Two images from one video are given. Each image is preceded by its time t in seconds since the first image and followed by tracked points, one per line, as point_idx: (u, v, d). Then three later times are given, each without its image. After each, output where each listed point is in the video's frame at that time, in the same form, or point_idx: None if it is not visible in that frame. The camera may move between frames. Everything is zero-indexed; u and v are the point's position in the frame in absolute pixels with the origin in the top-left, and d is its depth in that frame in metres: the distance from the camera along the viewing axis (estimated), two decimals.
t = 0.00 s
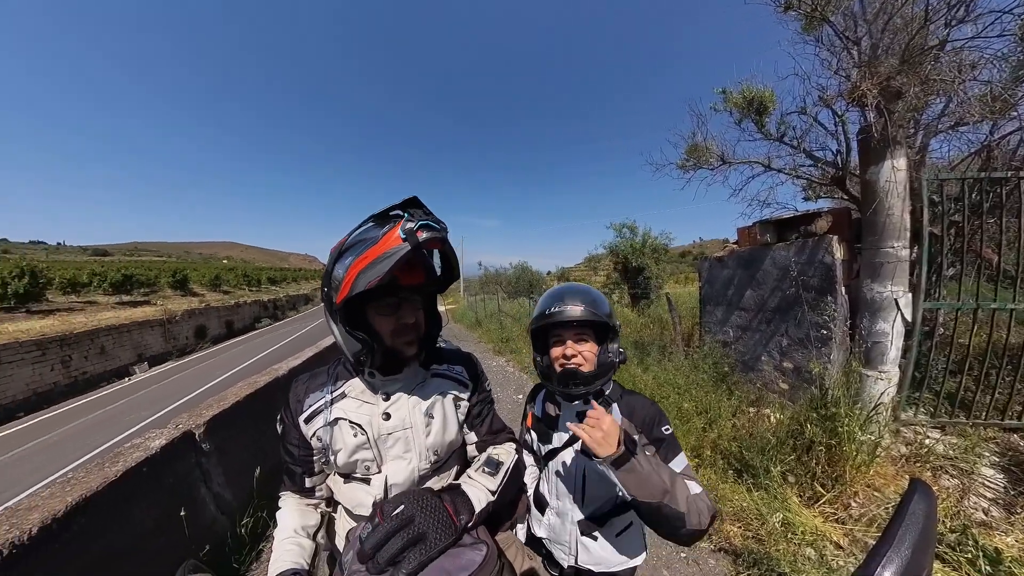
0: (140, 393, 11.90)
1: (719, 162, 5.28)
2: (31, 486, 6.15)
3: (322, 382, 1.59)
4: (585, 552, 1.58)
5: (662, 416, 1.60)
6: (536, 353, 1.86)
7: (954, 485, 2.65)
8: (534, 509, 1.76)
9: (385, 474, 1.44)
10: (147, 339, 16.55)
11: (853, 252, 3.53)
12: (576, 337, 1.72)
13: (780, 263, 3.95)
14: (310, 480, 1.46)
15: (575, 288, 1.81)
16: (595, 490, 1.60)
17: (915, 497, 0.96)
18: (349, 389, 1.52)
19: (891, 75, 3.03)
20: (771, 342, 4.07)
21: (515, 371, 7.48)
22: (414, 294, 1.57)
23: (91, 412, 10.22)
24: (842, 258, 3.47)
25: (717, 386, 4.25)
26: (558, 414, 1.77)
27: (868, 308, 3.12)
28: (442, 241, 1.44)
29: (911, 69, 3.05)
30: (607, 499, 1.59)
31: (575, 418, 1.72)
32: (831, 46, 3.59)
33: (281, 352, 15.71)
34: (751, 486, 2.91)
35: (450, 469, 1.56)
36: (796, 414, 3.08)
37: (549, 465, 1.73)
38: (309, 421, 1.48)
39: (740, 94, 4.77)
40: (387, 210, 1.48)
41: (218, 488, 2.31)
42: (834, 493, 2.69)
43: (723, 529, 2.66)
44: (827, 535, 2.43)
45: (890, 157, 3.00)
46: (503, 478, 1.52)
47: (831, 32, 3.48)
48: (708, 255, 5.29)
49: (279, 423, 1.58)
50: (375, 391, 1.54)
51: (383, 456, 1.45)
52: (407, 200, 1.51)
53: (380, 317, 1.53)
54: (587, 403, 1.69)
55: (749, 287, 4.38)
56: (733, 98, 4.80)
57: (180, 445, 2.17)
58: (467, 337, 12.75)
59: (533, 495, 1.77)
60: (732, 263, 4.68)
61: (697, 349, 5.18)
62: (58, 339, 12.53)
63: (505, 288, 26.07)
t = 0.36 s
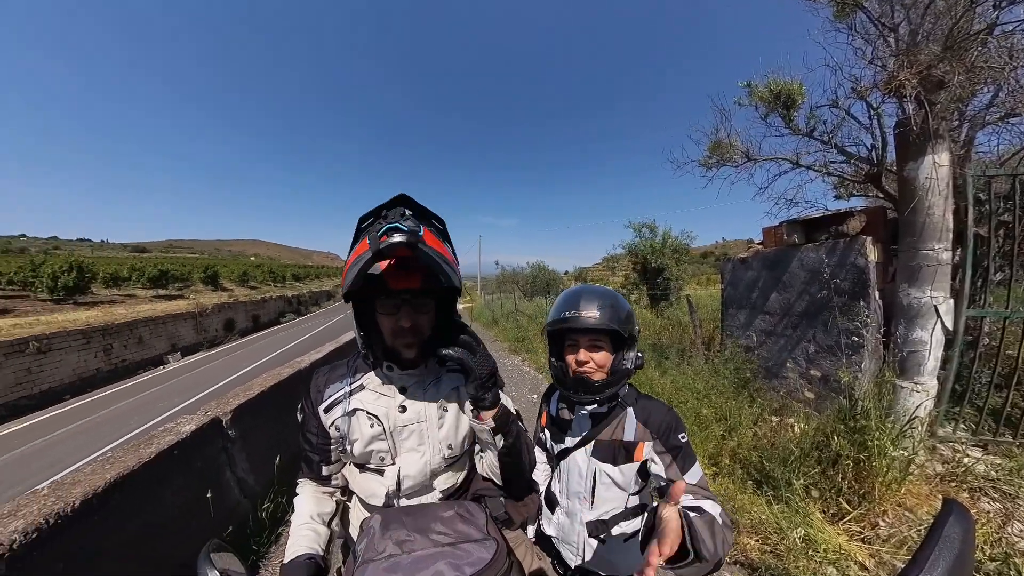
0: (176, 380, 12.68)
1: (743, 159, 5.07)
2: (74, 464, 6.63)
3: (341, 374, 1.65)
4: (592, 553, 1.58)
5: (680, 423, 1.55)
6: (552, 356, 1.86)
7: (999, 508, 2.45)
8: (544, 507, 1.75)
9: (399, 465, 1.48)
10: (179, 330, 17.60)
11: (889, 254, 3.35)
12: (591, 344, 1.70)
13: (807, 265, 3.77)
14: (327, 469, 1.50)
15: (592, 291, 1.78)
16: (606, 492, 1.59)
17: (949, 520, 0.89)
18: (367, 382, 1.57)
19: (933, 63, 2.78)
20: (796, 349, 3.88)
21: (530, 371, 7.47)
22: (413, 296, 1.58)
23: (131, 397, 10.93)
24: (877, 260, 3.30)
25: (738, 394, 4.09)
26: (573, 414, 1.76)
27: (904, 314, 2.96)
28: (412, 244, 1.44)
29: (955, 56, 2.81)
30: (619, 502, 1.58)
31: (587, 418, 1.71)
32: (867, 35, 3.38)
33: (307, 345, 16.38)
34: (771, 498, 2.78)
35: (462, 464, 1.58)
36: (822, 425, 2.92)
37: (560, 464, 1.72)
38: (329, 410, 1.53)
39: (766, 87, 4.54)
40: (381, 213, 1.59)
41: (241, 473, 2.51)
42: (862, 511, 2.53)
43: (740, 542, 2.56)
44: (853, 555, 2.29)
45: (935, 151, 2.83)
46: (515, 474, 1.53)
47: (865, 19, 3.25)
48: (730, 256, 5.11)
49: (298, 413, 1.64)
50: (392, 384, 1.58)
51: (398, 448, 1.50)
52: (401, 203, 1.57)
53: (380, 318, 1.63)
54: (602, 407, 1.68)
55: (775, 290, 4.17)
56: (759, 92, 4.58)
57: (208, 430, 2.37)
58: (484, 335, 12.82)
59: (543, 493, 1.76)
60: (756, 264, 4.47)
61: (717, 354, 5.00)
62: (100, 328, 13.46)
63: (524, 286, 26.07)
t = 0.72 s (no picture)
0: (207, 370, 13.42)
1: (769, 155, 5.19)
2: (112, 443, 7.11)
3: (361, 366, 1.70)
4: (595, 556, 1.56)
5: (703, 431, 1.49)
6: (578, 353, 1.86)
7: None
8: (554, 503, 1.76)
9: (413, 456, 1.51)
10: (210, 323, 18.59)
11: (928, 257, 3.14)
12: (613, 344, 1.70)
13: (837, 268, 3.69)
14: (345, 457, 1.55)
15: (619, 291, 1.77)
16: (617, 494, 1.56)
17: (991, 547, 0.83)
18: (386, 373, 1.61)
19: (980, 50, 2.57)
20: (826, 355, 3.79)
21: (546, 371, 7.46)
22: (431, 302, 1.61)
23: (164, 385, 11.61)
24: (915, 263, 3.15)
25: (760, 401, 3.96)
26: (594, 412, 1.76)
27: (944, 322, 2.75)
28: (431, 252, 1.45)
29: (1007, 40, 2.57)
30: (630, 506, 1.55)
31: (608, 416, 1.70)
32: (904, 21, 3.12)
33: (331, 340, 16.99)
34: (792, 512, 2.68)
35: (474, 459, 1.60)
36: (850, 438, 2.77)
37: (575, 461, 1.73)
38: (348, 399, 1.58)
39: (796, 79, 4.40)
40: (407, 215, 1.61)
41: (263, 460, 2.70)
42: (892, 531, 2.38)
43: (757, 556, 2.47)
44: None
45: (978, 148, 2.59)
46: (528, 472, 1.53)
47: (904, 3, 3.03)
48: (756, 258, 4.99)
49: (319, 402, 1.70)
50: (408, 377, 1.62)
51: (412, 439, 1.53)
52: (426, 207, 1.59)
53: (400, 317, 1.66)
54: (623, 406, 1.66)
55: (803, 294, 4.12)
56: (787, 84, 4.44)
57: (234, 419, 2.55)
58: (501, 334, 12.88)
59: (554, 489, 1.78)
60: (783, 266, 4.43)
61: (739, 360, 4.81)
62: (139, 320, 14.42)
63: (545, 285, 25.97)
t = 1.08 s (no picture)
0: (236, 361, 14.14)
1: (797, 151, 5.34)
2: (147, 426, 7.60)
3: (379, 362, 1.74)
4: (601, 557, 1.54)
5: (725, 458, 1.42)
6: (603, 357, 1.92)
7: None
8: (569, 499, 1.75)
9: (427, 452, 1.54)
10: (237, 315, 19.59)
11: (972, 261, 3.09)
12: (609, 348, 1.75)
13: (871, 271, 3.51)
14: (362, 449, 1.61)
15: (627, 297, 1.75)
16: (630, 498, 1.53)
17: None
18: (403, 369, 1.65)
19: None
20: (855, 364, 3.61)
21: (561, 372, 7.43)
22: (453, 301, 1.63)
23: (196, 373, 12.32)
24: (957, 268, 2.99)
25: (784, 410, 3.85)
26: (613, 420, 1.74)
27: (989, 332, 2.54)
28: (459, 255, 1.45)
29: None
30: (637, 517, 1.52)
31: (626, 422, 1.67)
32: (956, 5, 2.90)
33: (353, 335, 17.53)
34: (814, 528, 2.58)
35: (487, 457, 1.61)
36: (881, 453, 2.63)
37: (593, 461, 1.74)
38: (367, 394, 1.63)
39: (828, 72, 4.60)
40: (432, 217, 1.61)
41: (286, 447, 2.87)
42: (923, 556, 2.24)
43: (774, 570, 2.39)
44: None
45: None
46: (541, 471, 1.54)
47: None
48: (782, 259, 4.68)
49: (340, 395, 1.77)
50: (426, 375, 1.65)
51: (428, 435, 1.56)
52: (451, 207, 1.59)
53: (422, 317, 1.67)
54: (641, 416, 1.62)
55: (833, 298, 3.90)
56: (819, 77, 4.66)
57: (258, 408, 2.71)
58: (516, 334, 12.89)
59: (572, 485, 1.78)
60: (812, 269, 4.20)
61: (762, 365, 4.63)
62: (173, 311, 15.34)
63: (565, 285, 25.76)
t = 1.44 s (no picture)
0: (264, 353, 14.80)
1: (825, 148, 5.14)
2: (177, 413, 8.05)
3: (394, 359, 1.78)
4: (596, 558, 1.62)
5: (737, 495, 1.29)
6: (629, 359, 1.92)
7: None
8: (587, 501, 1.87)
9: (439, 450, 1.56)
10: (261, 309, 20.44)
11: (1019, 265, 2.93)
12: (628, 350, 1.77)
13: (904, 275, 3.30)
14: (376, 443, 1.65)
15: (652, 298, 1.73)
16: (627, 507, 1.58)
17: None
18: (418, 367, 1.68)
19: None
20: (882, 373, 3.42)
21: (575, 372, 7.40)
22: (471, 287, 1.65)
23: (222, 364, 12.93)
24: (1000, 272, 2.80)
25: (806, 419, 3.69)
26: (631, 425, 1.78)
27: None
28: (483, 234, 1.52)
29: None
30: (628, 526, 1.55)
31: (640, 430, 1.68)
32: None
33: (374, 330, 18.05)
34: (834, 545, 2.49)
35: (498, 456, 1.63)
36: (909, 469, 2.61)
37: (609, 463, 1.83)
38: (382, 390, 1.67)
39: (858, 63, 4.55)
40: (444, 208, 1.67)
41: (302, 437, 3.02)
42: None
43: None
44: None
45: None
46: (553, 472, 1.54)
47: None
48: (807, 262, 4.45)
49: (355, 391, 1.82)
50: (439, 373, 1.68)
51: (440, 433, 1.58)
52: (463, 197, 1.66)
53: (440, 309, 1.67)
54: (653, 424, 1.64)
55: (862, 303, 3.68)
56: (849, 68, 4.60)
57: (280, 400, 2.86)
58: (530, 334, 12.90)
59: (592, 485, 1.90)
60: (839, 272, 3.97)
61: (783, 372, 4.44)
62: (200, 304, 16.28)
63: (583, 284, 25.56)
